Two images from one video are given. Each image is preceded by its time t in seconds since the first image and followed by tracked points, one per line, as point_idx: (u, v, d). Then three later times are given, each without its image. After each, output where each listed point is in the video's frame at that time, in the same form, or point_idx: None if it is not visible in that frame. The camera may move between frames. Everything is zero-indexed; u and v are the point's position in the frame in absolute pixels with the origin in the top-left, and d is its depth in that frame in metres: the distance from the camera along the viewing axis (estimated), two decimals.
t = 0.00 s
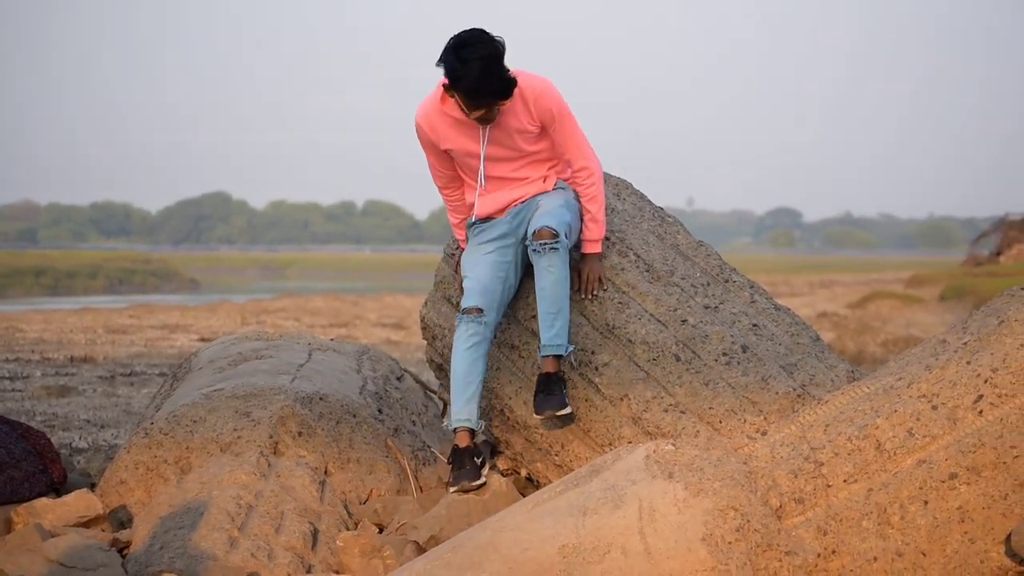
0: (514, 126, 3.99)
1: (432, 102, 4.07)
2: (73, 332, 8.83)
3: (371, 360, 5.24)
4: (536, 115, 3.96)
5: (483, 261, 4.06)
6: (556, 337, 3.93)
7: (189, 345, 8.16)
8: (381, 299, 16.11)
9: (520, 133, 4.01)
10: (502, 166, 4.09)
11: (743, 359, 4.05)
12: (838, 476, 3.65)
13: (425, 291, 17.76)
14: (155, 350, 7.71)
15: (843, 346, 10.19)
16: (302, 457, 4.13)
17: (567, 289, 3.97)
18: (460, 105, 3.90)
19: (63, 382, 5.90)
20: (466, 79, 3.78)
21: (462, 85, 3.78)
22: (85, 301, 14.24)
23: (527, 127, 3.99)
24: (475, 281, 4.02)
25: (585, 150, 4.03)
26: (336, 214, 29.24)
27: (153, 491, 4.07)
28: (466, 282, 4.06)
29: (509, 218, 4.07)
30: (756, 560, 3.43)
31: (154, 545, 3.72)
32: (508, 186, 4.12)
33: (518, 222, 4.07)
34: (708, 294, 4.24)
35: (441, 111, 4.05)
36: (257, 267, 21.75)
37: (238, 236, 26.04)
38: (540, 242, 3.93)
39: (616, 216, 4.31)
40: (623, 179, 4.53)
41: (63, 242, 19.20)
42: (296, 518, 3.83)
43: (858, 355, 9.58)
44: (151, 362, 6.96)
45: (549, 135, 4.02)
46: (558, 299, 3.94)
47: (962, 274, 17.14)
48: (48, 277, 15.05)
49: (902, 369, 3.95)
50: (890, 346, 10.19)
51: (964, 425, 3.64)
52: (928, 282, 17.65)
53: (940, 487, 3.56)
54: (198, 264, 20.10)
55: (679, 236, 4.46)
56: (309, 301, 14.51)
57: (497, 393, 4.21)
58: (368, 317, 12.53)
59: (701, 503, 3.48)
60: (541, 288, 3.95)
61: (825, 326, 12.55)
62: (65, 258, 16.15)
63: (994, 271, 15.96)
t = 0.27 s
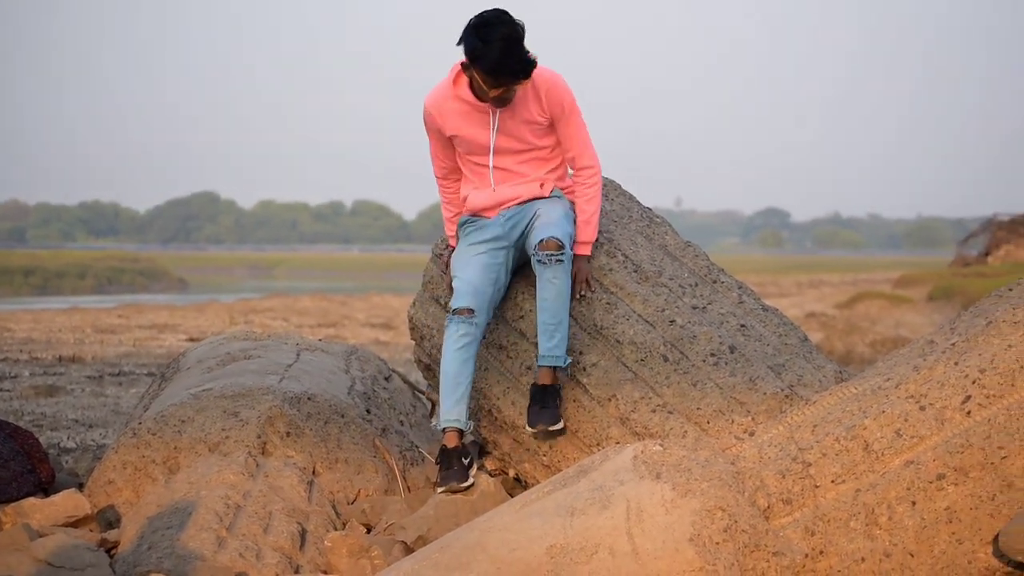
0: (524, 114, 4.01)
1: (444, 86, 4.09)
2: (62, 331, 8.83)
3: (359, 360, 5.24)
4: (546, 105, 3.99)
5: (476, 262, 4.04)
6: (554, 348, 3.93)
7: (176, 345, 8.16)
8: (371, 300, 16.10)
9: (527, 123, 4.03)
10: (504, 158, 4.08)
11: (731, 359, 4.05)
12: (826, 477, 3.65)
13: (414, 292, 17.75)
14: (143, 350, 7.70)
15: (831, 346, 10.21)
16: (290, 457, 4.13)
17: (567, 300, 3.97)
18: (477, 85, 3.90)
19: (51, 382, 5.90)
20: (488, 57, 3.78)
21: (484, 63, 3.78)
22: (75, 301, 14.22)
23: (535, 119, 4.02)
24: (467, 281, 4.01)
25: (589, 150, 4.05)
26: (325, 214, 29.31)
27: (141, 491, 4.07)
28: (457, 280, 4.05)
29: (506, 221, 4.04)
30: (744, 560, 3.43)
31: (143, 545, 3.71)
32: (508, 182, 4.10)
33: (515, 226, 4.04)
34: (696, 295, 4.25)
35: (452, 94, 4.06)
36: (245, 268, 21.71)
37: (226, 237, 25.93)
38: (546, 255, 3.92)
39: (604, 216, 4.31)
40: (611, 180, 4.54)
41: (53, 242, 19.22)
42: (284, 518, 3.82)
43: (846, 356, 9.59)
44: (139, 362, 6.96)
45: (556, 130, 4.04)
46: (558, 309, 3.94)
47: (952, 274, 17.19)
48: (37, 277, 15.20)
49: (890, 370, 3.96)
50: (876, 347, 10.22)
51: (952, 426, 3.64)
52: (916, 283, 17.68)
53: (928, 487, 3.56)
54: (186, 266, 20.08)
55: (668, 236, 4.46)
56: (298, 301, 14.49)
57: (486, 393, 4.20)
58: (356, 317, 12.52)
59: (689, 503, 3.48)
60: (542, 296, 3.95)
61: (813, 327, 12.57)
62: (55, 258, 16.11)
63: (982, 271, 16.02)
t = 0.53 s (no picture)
0: (528, 99, 4.04)
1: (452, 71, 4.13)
2: (47, 331, 8.81)
3: (344, 361, 5.26)
4: (551, 92, 4.03)
5: (465, 241, 3.99)
6: (549, 311, 3.87)
7: (162, 345, 8.16)
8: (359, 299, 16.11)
9: (529, 109, 4.05)
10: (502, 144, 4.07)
11: (716, 361, 4.06)
12: (810, 478, 3.63)
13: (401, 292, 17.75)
14: (129, 350, 7.71)
15: (817, 347, 10.23)
16: (275, 457, 4.13)
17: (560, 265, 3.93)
18: (489, 53, 3.91)
19: (36, 382, 5.89)
20: (505, 16, 3.80)
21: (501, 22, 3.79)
22: (61, 300, 14.15)
23: (538, 106, 4.04)
24: (455, 258, 3.95)
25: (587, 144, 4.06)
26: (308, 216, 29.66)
27: (127, 491, 4.06)
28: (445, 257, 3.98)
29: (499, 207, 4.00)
30: (728, 561, 3.42)
31: (128, 545, 3.70)
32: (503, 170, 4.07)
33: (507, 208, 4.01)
34: (682, 296, 4.25)
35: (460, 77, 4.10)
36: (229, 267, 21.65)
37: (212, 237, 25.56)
38: (540, 218, 3.88)
39: (590, 217, 4.30)
40: (597, 183, 4.52)
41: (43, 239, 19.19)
42: (269, 519, 3.82)
43: (831, 357, 9.63)
44: (125, 362, 6.96)
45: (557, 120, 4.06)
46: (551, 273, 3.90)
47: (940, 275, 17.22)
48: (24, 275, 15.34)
49: (875, 372, 3.95)
50: (861, 349, 10.23)
51: (937, 427, 3.63)
52: (903, 284, 17.73)
53: (912, 489, 3.56)
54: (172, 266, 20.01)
55: (654, 238, 4.46)
56: (285, 301, 14.48)
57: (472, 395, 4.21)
58: (343, 317, 12.52)
59: (674, 504, 3.47)
60: (535, 260, 3.90)
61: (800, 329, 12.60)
62: (44, 257, 16.05)
63: (970, 273, 16.05)
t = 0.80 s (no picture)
0: (514, 106, 4.02)
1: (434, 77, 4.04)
2: (37, 335, 8.80)
3: (334, 366, 5.27)
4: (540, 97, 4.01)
5: (467, 251, 4.01)
6: (543, 312, 3.92)
7: (153, 349, 8.16)
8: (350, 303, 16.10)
9: (518, 115, 4.03)
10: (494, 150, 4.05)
11: (706, 367, 4.07)
12: (800, 484, 3.62)
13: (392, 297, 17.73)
14: (119, 354, 7.70)
15: (807, 353, 10.24)
16: (265, 462, 4.14)
17: (551, 263, 3.96)
18: (475, 65, 3.86)
19: (26, 386, 5.89)
20: (491, 30, 3.75)
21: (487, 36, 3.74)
22: (50, 303, 14.07)
23: (527, 111, 4.02)
24: (459, 275, 3.99)
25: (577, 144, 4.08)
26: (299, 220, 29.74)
27: (117, 496, 4.04)
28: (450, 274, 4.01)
29: (497, 205, 4.02)
30: (717, 567, 3.41)
31: (117, 549, 3.68)
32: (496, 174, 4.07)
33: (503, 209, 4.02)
34: (672, 302, 4.27)
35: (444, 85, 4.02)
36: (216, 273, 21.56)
37: (202, 241, 25.39)
38: (524, 219, 3.90)
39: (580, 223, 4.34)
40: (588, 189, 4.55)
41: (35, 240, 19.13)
42: (259, 524, 3.81)
43: (822, 362, 9.63)
44: (115, 367, 6.95)
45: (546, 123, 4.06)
46: (543, 274, 3.93)
47: (931, 280, 17.26)
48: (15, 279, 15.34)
49: (865, 378, 3.95)
50: (851, 355, 10.25)
51: (927, 434, 3.63)
52: (895, 290, 17.76)
53: (902, 495, 3.54)
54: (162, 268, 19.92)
55: (644, 243, 4.47)
56: (276, 306, 14.45)
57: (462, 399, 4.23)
58: (334, 322, 12.51)
59: (664, 510, 3.44)
60: (525, 262, 3.93)
61: (790, 334, 12.62)
62: (35, 259, 15.99)
63: (961, 279, 16.09)
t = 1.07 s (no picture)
0: (513, 108, 4.12)
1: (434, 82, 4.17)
2: (30, 342, 8.77)
3: (330, 373, 5.29)
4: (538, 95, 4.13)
5: (462, 265, 4.07)
6: (551, 318, 3.95)
7: (147, 356, 8.15)
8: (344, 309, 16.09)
9: (517, 116, 4.13)
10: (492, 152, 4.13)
11: (701, 374, 4.07)
12: (794, 491, 3.62)
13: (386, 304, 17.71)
14: (113, 361, 7.68)
15: (801, 361, 10.24)
16: (260, 469, 4.13)
17: (561, 271, 4.02)
18: (479, 63, 3.95)
19: (21, 392, 5.88)
20: (497, 26, 3.84)
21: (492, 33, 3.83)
22: (44, 309, 14.01)
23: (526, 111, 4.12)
24: (454, 288, 4.05)
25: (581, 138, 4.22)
26: (293, 227, 29.80)
27: (111, 502, 4.02)
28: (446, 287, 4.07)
29: (492, 218, 4.09)
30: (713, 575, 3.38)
31: (112, 556, 3.64)
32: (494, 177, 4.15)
33: (501, 220, 4.08)
34: (667, 309, 4.27)
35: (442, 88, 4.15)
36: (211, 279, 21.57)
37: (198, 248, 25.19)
38: (541, 223, 3.97)
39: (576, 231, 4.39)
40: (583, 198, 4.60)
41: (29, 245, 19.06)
42: (254, 531, 3.78)
43: (816, 369, 9.63)
44: (109, 373, 6.94)
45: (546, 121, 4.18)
46: (552, 281, 3.98)
47: (924, 287, 17.29)
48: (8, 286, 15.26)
49: (860, 386, 3.95)
50: (846, 362, 10.26)
51: (922, 441, 3.61)
52: (889, 297, 17.80)
53: (897, 502, 3.51)
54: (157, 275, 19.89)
55: (639, 251, 4.46)
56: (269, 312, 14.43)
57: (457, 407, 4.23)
58: (328, 329, 12.50)
59: (659, 517, 3.43)
60: (537, 267, 3.99)
61: (784, 341, 12.62)
62: (29, 265, 15.93)
63: (953, 286, 16.12)
